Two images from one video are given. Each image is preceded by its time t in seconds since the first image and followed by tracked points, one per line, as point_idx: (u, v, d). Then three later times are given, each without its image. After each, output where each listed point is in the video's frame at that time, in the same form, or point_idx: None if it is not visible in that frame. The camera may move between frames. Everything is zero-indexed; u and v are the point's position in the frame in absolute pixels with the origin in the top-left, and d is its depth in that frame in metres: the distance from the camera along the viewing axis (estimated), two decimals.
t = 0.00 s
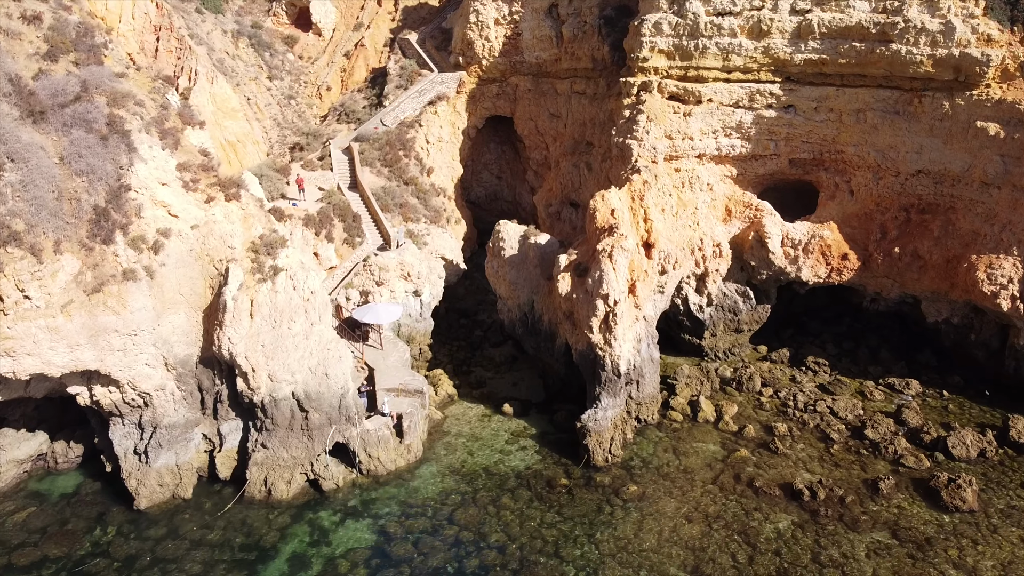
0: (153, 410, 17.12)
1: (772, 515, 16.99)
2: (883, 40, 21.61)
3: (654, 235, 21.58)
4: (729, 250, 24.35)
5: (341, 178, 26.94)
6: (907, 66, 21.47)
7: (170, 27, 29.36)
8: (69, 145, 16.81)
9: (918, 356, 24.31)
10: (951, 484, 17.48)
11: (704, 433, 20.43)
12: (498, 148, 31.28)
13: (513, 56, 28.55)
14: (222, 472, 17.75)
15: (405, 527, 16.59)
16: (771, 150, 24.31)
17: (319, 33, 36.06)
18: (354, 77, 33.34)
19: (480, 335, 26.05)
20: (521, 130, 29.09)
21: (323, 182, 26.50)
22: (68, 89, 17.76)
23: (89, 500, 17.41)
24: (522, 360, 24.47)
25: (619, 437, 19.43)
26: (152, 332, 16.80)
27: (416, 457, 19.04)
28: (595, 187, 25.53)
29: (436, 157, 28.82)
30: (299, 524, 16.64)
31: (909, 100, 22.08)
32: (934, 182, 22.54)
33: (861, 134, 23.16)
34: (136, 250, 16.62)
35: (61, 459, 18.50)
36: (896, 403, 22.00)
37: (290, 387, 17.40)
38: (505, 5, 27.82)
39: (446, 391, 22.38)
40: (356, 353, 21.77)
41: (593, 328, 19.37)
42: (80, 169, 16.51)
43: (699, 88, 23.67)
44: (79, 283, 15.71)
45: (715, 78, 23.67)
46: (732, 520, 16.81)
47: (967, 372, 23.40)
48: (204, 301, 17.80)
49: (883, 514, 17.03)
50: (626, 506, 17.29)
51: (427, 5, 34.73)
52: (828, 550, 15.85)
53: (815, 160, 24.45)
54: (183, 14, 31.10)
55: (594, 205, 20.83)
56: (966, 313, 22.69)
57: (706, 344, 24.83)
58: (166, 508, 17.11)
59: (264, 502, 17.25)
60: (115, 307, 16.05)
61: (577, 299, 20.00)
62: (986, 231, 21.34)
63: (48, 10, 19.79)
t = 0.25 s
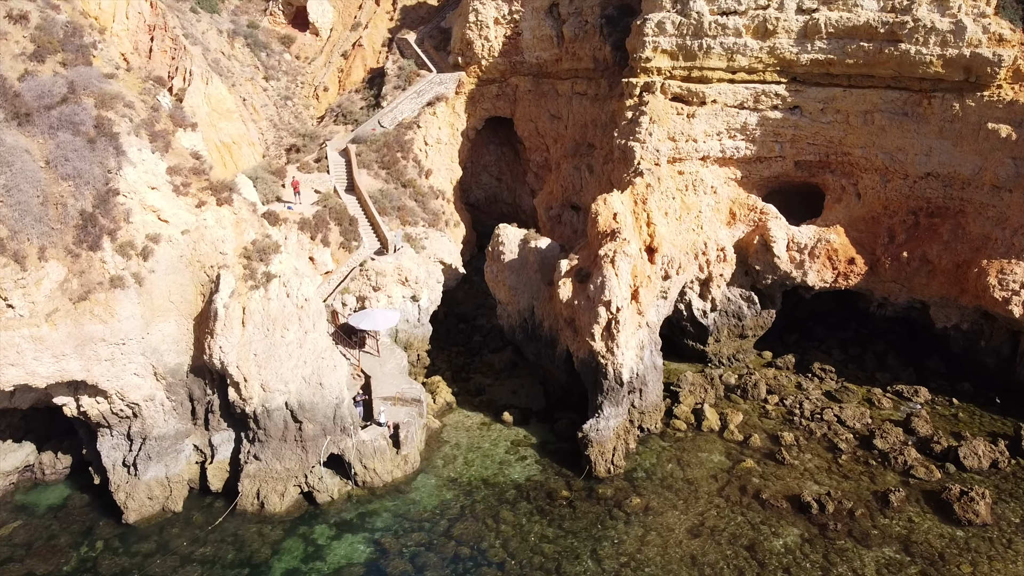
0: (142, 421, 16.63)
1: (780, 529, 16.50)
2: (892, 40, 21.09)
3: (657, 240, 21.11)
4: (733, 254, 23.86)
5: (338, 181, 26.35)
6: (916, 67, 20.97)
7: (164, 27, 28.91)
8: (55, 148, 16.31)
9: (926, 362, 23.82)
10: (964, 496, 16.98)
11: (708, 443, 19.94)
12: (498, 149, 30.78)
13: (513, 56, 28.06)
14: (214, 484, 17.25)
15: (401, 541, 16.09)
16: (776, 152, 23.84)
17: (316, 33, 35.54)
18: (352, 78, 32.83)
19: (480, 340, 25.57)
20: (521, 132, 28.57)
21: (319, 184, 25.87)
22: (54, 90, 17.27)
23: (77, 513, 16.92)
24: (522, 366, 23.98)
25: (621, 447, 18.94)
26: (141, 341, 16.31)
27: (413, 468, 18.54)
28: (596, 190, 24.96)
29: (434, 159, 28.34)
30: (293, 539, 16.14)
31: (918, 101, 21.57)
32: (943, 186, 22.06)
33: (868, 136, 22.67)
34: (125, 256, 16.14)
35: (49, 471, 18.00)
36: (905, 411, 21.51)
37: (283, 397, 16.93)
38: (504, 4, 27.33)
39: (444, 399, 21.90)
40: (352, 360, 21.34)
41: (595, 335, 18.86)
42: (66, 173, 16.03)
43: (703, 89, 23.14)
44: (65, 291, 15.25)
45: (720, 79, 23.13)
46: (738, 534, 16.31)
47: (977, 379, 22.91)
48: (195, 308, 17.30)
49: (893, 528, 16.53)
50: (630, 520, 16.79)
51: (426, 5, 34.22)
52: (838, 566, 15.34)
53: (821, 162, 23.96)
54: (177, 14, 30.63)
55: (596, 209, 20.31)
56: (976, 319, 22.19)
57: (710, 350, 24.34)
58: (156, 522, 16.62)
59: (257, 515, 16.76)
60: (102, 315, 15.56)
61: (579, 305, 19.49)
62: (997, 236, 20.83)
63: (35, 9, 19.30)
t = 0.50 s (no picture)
0: (130, 433, 16.13)
1: (787, 544, 15.99)
2: (900, 40, 20.60)
3: (661, 244, 20.60)
4: (737, 258, 23.38)
5: (334, 184, 25.86)
6: (925, 68, 20.47)
7: (158, 26, 28.45)
8: (40, 152, 15.84)
9: (935, 369, 23.32)
10: (977, 510, 16.47)
11: (713, 453, 19.44)
12: (497, 151, 30.26)
13: (513, 56, 27.57)
14: (205, 498, 16.74)
15: (397, 558, 15.57)
16: (781, 154, 23.35)
17: (313, 33, 35.03)
18: (349, 78, 32.31)
19: (478, 346, 25.07)
20: (521, 134, 28.07)
21: (314, 187, 25.43)
22: (40, 92, 16.79)
23: (63, 527, 16.42)
24: (522, 373, 23.49)
25: (624, 459, 18.43)
26: (129, 351, 15.82)
27: (409, 480, 18.01)
28: (598, 193, 24.40)
29: (432, 161, 27.84)
30: (285, 554, 15.62)
31: (927, 102, 21.05)
32: (952, 189, 21.54)
33: (875, 139, 22.16)
34: (112, 263, 15.65)
35: (34, 483, 17.51)
36: (914, 420, 21.01)
37: (275, 408, 16.43)
38: (504, 3, 26.85)
39: (442, 407, 21.40)
40: (347, 368, 20.87)
41: (596, 343, 18.34)
42: (52, 177, 15.59)
43: (707, 90, 22.61)
44: (49, 300, 14.76)
45: (724, 80, 22.62)
46: (744, 550, 15.80)
47: (987, 387, 22.40)
48: (185, 316, 16.70)
49: (905, 543, 16.01)
50: (633, 535, 16.28)
51: (424, 4, 33.69)
52: None
53: (827, 165, 23.47)
54: (171, 13, 30.17)
55: (598, 213, 19.74)
56: (986, 325, 21.68)
57: (714, 356, 23.83)
58: (144, 537, 16.12)
59: (249, 530, 16.25)
60: (88, 325, 15.07)
61: (580, 312, 18.98)
62: (1008, 240, 20.26)
63: (21, 8, 18.82)
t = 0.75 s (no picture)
0: (116, 446, 15.62)
1: (795, 562, 15.49)
2: (910, 41, 20.06)
3: (664, 250, 20.15)
4: (742, 263, 22.86)
5: (330, 187, 25.38)
6: (936, 69, 19.92)
7: (152, 26, 27.95)
8: (22, 156, 15.26)
9: (943, 377, 22.81)
10: (991, 526, 15.97)
11: (718, 465, 18.93)
12: (496, 153, 29.74)
13: (512, 57, 27.04)
14: (194, 513, 16.20)
15: None
16: (786, 157, 22.85)
17: (309, 32, 34.47)
18: (346, 79, 31.78)
19: (477, 353, 24.56)
20: (521, 136, 27.54)
21: (309, 191, 24.91)
22: (23, 94, 16.27)
23: (48, 544, 15.91)
24: (521, 381, 22.98)
25: (626, 471, 17.92)
26: (115, 362, 15.28)
27: (406, 494, 17.47)
28: (599, 197, 23.84)
29: (430, 164, 27.30)
30: (276, 572, 15.10)
31: (937, 104, 20.52)
32: (962, 193, 21.02)
33: (883, 141, 21.63)
34: (97, 272, 15.13)
35: (19, 497, 16.98)
36: (923, 430, 20.48)
37: (267, 421, 15.93)
38: (503, 3, 26.34)
39: (440, 417, 20.88)
40: (343, 377, 20.37)
41: (598, 353, 17.82)
42: (34, 183, 14.99)
43: (711, 92, 22.00)
44: (31, 310, 14.24)
45: (728, 81, 22.03)
46: (751, 568, 15.29)
47: (997, 395, 21.88)
48: (174, 325, 16.17)
49: (916, 561, 15.50)
50: (635, 552, 15.77)
51: (423, 4, 33.14)
52: None
53: (833, 168, 22.97)
54: (164, 13, 29.67)
55: (599, 218, 19.13)
56: (998, 333, 21.17)
57: (717, 364, 23.32)
58: (132, 554, 15.62)
59: (239, 546, 15.74)
60: (72, 336, 14.54)
61: (581, 320, 18.44)
62: (1020, 246, 19.79)
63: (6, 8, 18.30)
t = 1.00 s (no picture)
0: (101, 462, 15.10)
1: None
2: (920, 41, 19.51)
3: (667, 256, 19.64)
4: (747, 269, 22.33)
5: (325, 191, 24.80)
6: (946, 70, 19.39)
7: (145, 27, 27.45)
8: (4, 161, 14.71)
9: (953, 385, 22.29)
10: (1006, 544, 15.46)
11: (723, 478, 18.40)
12: (496, 156, 29.18)
13: (512, 58, 26.53)
14: (183, 529, 15.73)
15: None
16: (792, 161, 22.29)
17: (305, 33, 33.56)
18: (342, 80, 31.23)
19: (476, 360, 24.05)
20: (521, 138, 27.03)
21: (304, 195, 24.35)
22: (6, 97, 15.74)
23: (31, 562, 15.39)
24: (521, 390, 22.46)
25: (629, 485, 17.40)
26: (100, 375, 14.76)
27: (401, 509, 16.94)
28: (601, 201, 23.30)
29: (428, 167, 26.77)
30: None
31: (947, 107, 20.00)
32: (973, 199, 20.50)
33: (892, 145, 21.10)
34: (81, 281, 14.61)
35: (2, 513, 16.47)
36: (933, 441, 19.96)
37: (257, 435, 15.42)
38: (502, 2, 25.83)
39: (437, 428, 20.36)
40: (338, 387, 19.89)
41: (600, 364, 17.29)
42: (16, 189, 14.45)
43: (715, 94, 21.43)
44: (11, 322, 13.72)
45: (733, 83, 21.43)
46: None
47: (1008, 405, 21.35)
48: (162, 336, 15.63)
49: None
50: (638, 571, 15.24)
51: (421, 4, 32.57)
52: None
53: (840, 171, 22.45)
54: (157, 13, 29.16)
55: (601, 225, 18.61)
56: (1009, 341, 20.65)
57: (722, 372, 22.79)
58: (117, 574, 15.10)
59: (228, 565, 15.22)
60: (54, 348, 14.03)
61: (582, 330, 17.90)
62: None
63: None
